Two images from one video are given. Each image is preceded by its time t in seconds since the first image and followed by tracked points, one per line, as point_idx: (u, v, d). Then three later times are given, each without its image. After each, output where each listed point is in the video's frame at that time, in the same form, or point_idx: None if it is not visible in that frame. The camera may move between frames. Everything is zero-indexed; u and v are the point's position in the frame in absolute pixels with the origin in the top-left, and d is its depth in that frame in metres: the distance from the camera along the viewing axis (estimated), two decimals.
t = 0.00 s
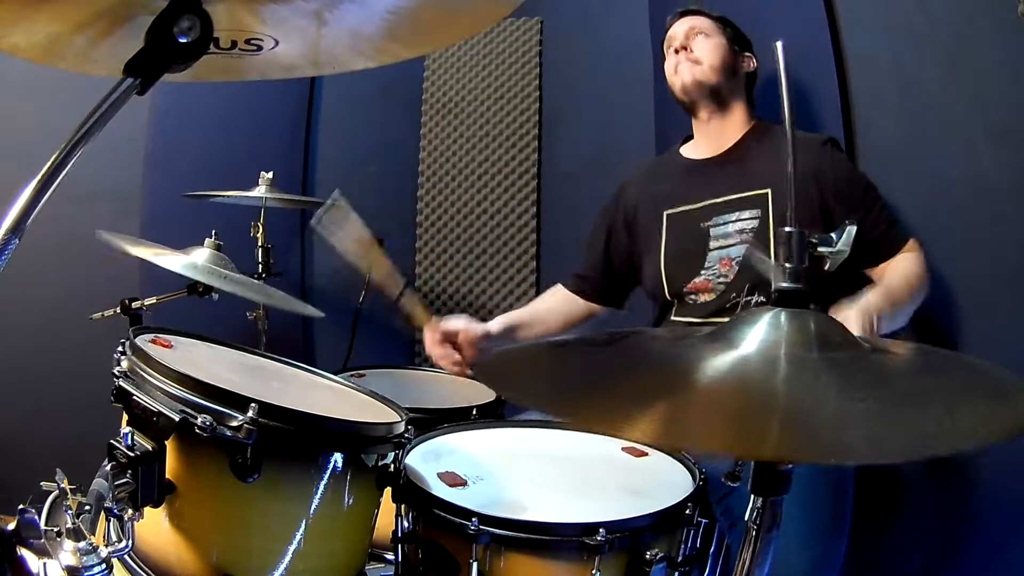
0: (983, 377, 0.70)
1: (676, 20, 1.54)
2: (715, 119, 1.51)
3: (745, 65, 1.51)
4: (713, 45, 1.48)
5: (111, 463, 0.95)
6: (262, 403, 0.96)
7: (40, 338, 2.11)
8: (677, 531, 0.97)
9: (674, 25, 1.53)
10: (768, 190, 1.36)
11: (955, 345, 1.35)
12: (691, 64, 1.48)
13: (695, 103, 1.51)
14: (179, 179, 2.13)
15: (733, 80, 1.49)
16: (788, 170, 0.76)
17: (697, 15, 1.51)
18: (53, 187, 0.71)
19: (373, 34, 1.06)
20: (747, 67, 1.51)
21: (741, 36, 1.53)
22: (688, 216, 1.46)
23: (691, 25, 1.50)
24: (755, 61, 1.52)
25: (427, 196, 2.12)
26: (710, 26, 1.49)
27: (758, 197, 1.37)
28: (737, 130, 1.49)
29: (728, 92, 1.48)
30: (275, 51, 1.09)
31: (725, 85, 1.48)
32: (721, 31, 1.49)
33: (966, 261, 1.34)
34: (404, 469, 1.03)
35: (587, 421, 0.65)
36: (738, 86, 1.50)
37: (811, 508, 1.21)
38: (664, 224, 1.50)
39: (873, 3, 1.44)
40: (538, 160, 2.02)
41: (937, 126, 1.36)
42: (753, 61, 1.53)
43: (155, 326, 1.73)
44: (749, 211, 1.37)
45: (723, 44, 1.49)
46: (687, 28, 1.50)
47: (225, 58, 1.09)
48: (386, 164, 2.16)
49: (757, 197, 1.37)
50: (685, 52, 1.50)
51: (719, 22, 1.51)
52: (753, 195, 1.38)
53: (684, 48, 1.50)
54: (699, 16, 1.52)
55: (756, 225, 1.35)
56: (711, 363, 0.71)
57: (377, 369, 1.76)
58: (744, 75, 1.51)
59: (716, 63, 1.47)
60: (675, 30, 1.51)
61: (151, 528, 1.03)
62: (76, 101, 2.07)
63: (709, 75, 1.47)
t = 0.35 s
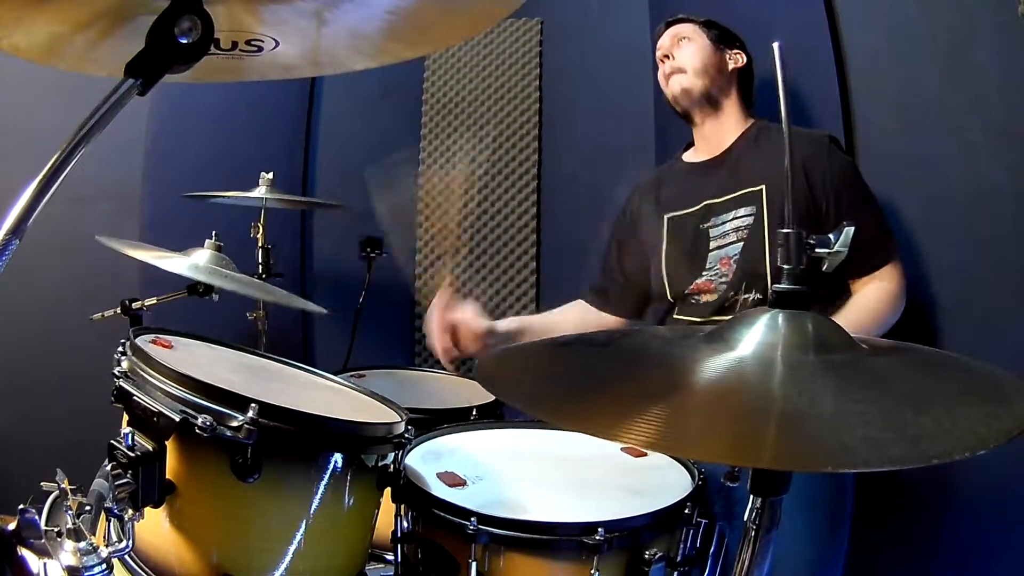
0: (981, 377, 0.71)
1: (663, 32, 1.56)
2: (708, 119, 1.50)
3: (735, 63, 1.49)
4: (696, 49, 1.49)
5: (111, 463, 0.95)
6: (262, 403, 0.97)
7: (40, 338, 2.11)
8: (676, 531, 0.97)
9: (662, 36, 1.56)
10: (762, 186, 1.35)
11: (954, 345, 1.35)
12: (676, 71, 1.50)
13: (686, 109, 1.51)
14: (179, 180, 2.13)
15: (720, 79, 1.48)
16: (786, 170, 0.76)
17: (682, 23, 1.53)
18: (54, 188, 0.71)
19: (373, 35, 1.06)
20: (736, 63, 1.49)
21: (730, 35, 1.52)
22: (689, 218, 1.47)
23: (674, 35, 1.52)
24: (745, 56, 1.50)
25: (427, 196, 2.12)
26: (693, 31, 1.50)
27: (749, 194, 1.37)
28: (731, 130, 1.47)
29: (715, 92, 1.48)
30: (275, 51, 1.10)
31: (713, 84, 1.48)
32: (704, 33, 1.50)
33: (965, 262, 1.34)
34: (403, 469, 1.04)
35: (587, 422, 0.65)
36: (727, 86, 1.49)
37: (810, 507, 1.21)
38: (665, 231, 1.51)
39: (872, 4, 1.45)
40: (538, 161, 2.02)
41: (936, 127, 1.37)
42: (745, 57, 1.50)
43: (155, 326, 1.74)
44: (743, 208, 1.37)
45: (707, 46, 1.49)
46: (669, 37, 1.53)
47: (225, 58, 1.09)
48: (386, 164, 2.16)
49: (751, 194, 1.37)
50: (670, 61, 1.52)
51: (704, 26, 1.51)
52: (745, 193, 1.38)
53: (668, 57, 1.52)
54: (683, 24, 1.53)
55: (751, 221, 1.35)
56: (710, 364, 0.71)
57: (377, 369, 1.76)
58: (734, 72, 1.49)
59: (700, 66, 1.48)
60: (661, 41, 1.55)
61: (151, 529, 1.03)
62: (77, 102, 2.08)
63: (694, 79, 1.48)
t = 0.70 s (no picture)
0: (982, 377, 0.70)
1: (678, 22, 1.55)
2: (710, 116, 1.51)
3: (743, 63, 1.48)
4: (705, 44, 1.48)
5: (111, 462, 0.95)
6: (262, 403, 0.96)
7: (40, 338, 2.11)
8: (677, 531, 0.97)
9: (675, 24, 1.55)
10: (766, 185, 1.35)
11: (955, 345, 1.35)
12: (684, 65, 1.49)
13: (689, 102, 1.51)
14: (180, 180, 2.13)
15: (726, 78, 1.47)
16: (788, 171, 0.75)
17: (695, 14, 1.51)
18: (53, 187, 0.71)
19: (372, 34, 1.06)
20: (745, 63, 1.48)
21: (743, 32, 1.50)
22: (689, 217, 1.46)
23: (685, 25, 1.50)
24: (756, 57, 1.48)
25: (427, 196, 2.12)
26: (704, 23, 1.49)
27: (755, 193, 1.37)
28: (732, 131, 1.47)
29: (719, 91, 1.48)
30: (274, 51, 1.09)
31: (718, 84, 1.47)
32: (715, 28, 1.48)
33: (965, 262, 1.34)
34: (403, 469, 1.04)
35: (588, 422, 0.65)
36: (733, 85, 1.48)
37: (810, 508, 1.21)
38: (665, 224, 1.51)
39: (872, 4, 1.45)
40: (538, 160, 2.02)
41: (936, 127, 1.36)
42: (754, 57, 1.48)
43: (155, 325, 1.73)
44: (748, 206, 1.36)
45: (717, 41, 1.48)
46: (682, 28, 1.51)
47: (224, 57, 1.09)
48: (386, 164, 2.16)
49: (757, 193, 1.36)
50: (680, 53, 1.51)
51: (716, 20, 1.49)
52: (750, 191, 1.37)
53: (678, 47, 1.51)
54: (697, 14, 1.51)
55: (755, 220, 1.35)
56: (711, 364, 0.71)
57: (377, 369, 1.76)
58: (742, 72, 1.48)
59: (708, 63, 1.47)
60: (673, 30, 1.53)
61: (151, 528, 1.03)
62: (77, 102, 2.07)
63: (700, 75, 1.48)
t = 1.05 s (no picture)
0: (981, 377, 0.70)
1: (681, 18, 1.50)
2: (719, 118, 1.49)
3: (752, 64, 1.48)
4: (717, 49, 1.45)
5: (111, 463, 0.95)
6: (262, 403, 0.97)
7: (40, 339, 2.11)
8: (677, 531, 0.97)
9: (678, 20, 1.50)
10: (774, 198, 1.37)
11: (955, 345, 1.35)
12: (696, 70, 1.45)
13: (700, 107, 1.49)
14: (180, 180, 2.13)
15: (738, 81, 1.46)
16: (788, 172, 0.75)
17: (702, 12, 1.48)
18: (52, 188, 0.71)
19: (372, 34, 1.06)
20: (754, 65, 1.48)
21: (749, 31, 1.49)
22: (689, 217, 1.46)
23: (695, 27, 1.46)
24: (764, 57, 1.48)
25: (427, 196, 2.12)
26: (715, 25, 1.45)
27: (763, 203, 1.38)
28: (744, 134, 1.47)
29: (732, 94, 1.46)
30: (274, 51, 1.09)
31: (731, 88, 1.46)
32: (726, 28, 1.45)
33: (965, 262, 1.34)
34: (403, 469, 1.04)
35: (588, 422, 0.65)
36: (743, 87, 1.47)
37: (810, 507, 1.21)
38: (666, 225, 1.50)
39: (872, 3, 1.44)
40: (538, 161, 2.02)
41: (937, 126, 1.36)
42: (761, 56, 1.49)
43: (155, 326, 1.73)
44: (755, 217, 1.37)
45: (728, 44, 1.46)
46: (690, 26, 1.47)
47: (224, 58, 1.09)
48: (386, 164, 2.16)
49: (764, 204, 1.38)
50: (690, 56, 1.47)
51: (724, 18, 1.46)
52: (759, 201, 1.38)
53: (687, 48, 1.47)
54: (703, 13, 1.47)
55: (763, 231, 1.36)
56: (710, 364, 0.71)
57: (376, 369, 1.76)
58: (750, 73, 1.48)
59: (720, 66, 1.45)
60: (679, 28, 1.48)
61: (151, 529, 1.03)
62: (77, 102, 2.07)
63: (714, 79, 1.45)
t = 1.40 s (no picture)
0: (980, 377, 0.71)
1: (678, 16, 1.51)
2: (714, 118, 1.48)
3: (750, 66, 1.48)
4: (714, 45, 1.45)
5: (111, 462, 0.95)
6: (262, 403, 0.97)
7: (40, 339, 2.11)
8: (677, 531, 0.97)
9: (676, 18, 1.51)
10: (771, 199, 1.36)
11: (954, 346, 1.35)
12: (691, 65, 1.46)
13: (694, 102, 1.48)
14: (180, 180, 2.14)
15: (733, 79, 1.46)
16: (784, 173, 0.75)
17: (700, 10, 1.48)
18: (53, 189, 0.71)
19: (372, 35, 1.06)
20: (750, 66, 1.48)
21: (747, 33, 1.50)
22: (688, 218, 1.47)
23: (693, 23, 1.46)
24: (760, 59, 1.49)
25: (427, 196, 2.12)
26: (713, 23, 1.46)
27: (759, 206, 1.38)
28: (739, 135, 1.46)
29: (727, 92, 1.45)
30: (274, 52, 1.09)
31: (726, 86, 1.45)
32: (723, 26, 1.46)
33: (965, 262, 1.34)
34: (403, 469, 1.04)
35: (588, 422, 0.65)
36: (739, 87, 1.47)
37: (810, 508, 1.21)
38: (663, 228, 1.51)
39: (871, 3, 1.45)
40: (538, 161, 2.02)
41: (936, 127, 1.37)
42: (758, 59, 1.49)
43: (155, 326, 1.73)
44: (751, 219, 1.38)
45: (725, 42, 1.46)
46: (688, 22, 1.47)
47: (224, 58, 1.09)
48: (386, 164, 2.17)
49: (759, 206, 1.38)
50: (687, 52, 1.48)
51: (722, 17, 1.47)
52: (754, 203, 1.39)
53: (683, 44, 1.47)
54: (702, 12, 1.48)
55: (760, 233, 1.36)
56: (710, 364, 0.71)
57: (376, 369, 1.76)
58: (747, 74, 1.48)
59: (715, 62, 1.45)
60: (676, 24, 1.49)
61: (151, 528, 1.03)
62: (77, 102, 2.08)
63: (709, 75, 1.45)
